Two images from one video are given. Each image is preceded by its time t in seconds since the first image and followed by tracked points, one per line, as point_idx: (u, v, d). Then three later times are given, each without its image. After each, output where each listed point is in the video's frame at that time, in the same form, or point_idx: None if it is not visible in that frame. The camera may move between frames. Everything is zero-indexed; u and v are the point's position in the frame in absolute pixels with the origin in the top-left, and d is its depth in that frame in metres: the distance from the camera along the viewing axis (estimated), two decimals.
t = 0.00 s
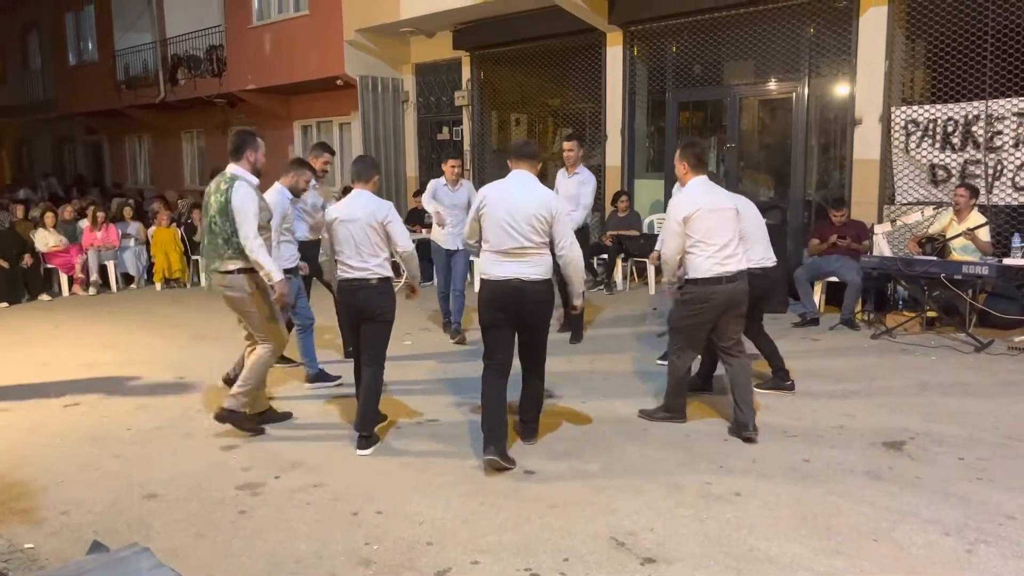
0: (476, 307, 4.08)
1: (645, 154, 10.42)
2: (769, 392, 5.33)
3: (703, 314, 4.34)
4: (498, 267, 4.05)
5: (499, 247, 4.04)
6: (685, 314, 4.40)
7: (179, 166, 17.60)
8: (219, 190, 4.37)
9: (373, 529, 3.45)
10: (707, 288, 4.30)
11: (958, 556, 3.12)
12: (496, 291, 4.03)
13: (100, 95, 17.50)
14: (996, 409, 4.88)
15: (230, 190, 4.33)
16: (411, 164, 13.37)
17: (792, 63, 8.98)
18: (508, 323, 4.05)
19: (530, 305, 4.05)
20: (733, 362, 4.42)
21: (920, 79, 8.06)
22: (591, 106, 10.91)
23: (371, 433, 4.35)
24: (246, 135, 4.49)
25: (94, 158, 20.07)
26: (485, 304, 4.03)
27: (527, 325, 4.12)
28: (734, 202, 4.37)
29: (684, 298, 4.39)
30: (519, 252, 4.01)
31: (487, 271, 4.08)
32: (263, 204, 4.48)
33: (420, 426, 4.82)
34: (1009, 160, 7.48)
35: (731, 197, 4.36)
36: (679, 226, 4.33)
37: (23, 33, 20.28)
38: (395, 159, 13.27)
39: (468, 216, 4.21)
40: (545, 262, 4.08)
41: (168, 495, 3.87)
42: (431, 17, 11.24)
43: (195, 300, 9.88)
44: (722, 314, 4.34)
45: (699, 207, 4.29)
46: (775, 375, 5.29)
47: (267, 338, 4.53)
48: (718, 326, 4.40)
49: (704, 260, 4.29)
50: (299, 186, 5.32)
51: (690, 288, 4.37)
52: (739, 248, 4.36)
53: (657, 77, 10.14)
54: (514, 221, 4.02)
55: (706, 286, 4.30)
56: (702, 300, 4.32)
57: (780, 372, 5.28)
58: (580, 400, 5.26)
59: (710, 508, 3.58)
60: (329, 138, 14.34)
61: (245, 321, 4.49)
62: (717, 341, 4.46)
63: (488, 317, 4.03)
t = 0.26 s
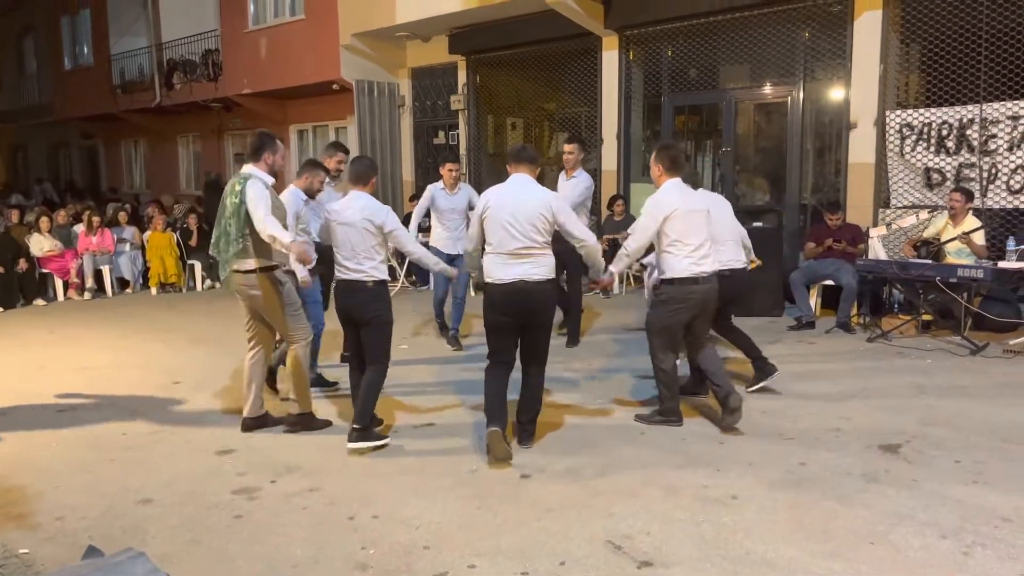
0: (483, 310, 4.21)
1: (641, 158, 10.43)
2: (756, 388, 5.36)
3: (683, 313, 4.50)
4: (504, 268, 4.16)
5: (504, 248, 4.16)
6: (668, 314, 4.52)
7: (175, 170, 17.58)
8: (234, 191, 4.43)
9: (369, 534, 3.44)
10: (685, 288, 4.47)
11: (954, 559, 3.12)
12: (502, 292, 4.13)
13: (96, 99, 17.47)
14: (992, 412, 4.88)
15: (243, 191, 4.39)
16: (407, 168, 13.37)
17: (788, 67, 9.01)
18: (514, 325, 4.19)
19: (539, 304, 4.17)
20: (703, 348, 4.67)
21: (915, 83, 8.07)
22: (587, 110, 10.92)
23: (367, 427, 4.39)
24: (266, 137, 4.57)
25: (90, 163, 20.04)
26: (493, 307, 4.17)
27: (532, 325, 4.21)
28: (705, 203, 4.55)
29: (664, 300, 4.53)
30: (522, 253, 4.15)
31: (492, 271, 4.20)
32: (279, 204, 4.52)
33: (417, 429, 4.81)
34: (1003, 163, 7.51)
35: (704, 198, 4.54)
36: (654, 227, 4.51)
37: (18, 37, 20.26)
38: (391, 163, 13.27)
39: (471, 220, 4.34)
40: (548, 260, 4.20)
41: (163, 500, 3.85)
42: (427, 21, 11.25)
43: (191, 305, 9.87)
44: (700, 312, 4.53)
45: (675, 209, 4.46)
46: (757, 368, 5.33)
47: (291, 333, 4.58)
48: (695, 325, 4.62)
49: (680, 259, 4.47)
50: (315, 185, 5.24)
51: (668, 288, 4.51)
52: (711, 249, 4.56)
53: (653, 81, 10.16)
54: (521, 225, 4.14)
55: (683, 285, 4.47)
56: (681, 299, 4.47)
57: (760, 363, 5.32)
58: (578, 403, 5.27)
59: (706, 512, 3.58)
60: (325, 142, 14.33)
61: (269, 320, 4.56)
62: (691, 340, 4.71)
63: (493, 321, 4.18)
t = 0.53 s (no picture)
0: (485, 312, 4.24)
1: (637, 162, 10.46)
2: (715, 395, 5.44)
3: (673, 315, 4.58)
4: (502, 269, 4.18)
5: (502, 249, 4.18)
6: (658, 318, 4.59)
7: (171, 174, 17.57)
8: (249, 191, 4.43)
9: (366, 538, 3.44)
10: (674, 289, 4.56)
11: (951, 562, 3.12)
12: (503, 294, 4.17)
13: (92, 104, 17.46)
14: (988, 415, 4.90)
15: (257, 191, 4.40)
16: (404, 172, 13.38)
17: (784, 72, 9.03)
18: (511, 327, 4.23)
19: (538, 305, 4.19)
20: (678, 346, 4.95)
21: (910, 88, 8.07)
22: (584, 115, 10.93)
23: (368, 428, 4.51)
24: (276, 139, 4.60)
25: (86, 167, 20.02)
26: (493, 310, 4.21)
27: (532, 324, 4.23)
28: (694, 205, 4.62)
29: (652, 304, 4.61)
30: (522, 252, 4.16)
31: (492, 273, 4.22)
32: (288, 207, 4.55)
33: (414, 433, 4.81)
34: (998, 167, 7.54)
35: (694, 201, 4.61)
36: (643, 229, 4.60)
37: (15, 42, 20.25)
38: (388, 167, 13.28)
39: (465, 222, 4.34)
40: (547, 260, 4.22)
41: (159, 505, 3.84)
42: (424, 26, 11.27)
43: (188, 309, 9.86)
44: (687, 312, 4.65)
45: (666, 212, 4.52)
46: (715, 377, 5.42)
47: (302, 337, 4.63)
48: (681, 325, 4.73)
49: (670, 260, 4.55)
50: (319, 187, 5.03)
51: (655, 292, 4.61)
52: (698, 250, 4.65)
53: (649, 86, 10.17)
54: (519, 226, 4.16)
55: (672, 287, 4.56)
56: (671, 300, 4.57)
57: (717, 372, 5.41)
58: (575, 407, 5.27)
59: (703, 516, 3.58)
60: (322, 146, 14.34)
61: (284, 322, 4.56)
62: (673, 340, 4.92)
63: (497, 321, 4.21)
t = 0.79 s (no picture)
0: (483, 323, 4.26)
1: (633, 168, 10.48)
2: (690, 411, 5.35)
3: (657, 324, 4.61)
4: (497, 281, 4.20)
5: (494, 261, 4.20)
6: (642, 327, 4.61)
7: (166, 179, 17.54)
8: (259, 198, 4.45)
9: (359, 545, 3.43)
10: (658, 298, 4.59)
11: (945, 569, 3.12)
12: (502, 303, 4.18)
13: (87, 108, 17.43)
14: (981, 422, 4.91)
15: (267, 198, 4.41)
16: (399, 177, 13.38)
17: (778, 79, 9.07)
18: (508, 336, 4.24)
19: (534, 315, 4.20)
20: (661, 357, 4.86)
21: (904, 94, 8.14)
22: (579, 121, 10.95)
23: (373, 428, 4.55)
24: (283, 147, 4.61)
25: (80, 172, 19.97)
26: (491, 322, 4.23)
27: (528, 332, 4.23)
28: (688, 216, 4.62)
29: (637, 313, 4.62)
30: (513, 262, 4.18)
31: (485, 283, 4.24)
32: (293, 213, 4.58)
33: (409, 439, 4.80)
34: (992, 175, 7.57)
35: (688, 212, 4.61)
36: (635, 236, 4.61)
37: (9, 45, 20.22)
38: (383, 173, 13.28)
39: (455, 231, 4.33)
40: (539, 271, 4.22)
41: (152, 510, 3.83)
42: (420, 31, 11.28)
43: (182, 314, 9.83)
44: (671, 320, 4.68)
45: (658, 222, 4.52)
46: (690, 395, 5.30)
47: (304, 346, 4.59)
48: (664, 331, 4.75)
49: (656, 269, 4.57)
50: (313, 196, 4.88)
51: (640, 301, 4.62)
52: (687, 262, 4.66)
53: (644, 92, 10.20)
54: (511, 236, 4.17)
55: (657, 296, 4.58)
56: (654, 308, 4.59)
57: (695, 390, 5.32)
58: (570, 413, 5.27)
59: (697, 523, 3.58)
60: (318, 151, 14.34)
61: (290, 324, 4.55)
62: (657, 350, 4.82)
63: (497, 332, 4.22)
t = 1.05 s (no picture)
0: (467, 323, 4.26)
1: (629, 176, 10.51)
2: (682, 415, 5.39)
3: (646, 329, 4.62)
4: (486, 280, 4.20)
5: (489, 259, 4.20)
6: (633, 332, 4.62)
7: (161, 184, 17.53)
8: (261, 205, 4.43)
9: (353, 552, 3.41)
10: (647, 302, 4.59)
11: None
12: (490, 306, 4.18)
13: (83, 113, 17.42)
14: (976, 431, 4.91)
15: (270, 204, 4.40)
16: (395, 184, 13.39)
17: (774, 88, 9.11)
18: (497, 338, 4.25)
19: (524, 318, 4.21)
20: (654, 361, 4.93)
21: (898, 104, 8.16)
22: (576, 128, 10.97)
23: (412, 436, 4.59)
24: (286, 152, 4.64)
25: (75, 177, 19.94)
26: (477, 321, 4.22)
27: (515, 337, 4.25)
28: (682, 221, 4.65)
29: (627, 319, 4.62)
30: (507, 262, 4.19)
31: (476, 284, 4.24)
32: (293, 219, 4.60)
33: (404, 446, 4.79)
34: (986, 184, 7.60)
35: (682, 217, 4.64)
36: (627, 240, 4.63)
37: (5, 50, 20.20)
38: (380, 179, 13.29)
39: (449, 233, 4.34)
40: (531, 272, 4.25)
41: (145, 517, 3.81)
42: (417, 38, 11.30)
43: (177, 320, 9.81)
44: (661, 325, 4.68)
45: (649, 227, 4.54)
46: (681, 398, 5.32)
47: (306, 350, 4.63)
48: (655, 337, 4.76)
49: (646, 273, 4.58)
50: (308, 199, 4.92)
51: (630, 306, 4.62)
52: (676, 268, 4.68)
53: (640, 100, 10.23)
54: (508, 236, 4.19)
55: (646, 300, 4.59)
56: (644, 314, 4.59)
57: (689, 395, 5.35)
58: (565, 420, 5.27)
59: (692, 531, 3.57)
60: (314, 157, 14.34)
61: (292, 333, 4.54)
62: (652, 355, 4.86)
63: (481, 333, 4.23)
